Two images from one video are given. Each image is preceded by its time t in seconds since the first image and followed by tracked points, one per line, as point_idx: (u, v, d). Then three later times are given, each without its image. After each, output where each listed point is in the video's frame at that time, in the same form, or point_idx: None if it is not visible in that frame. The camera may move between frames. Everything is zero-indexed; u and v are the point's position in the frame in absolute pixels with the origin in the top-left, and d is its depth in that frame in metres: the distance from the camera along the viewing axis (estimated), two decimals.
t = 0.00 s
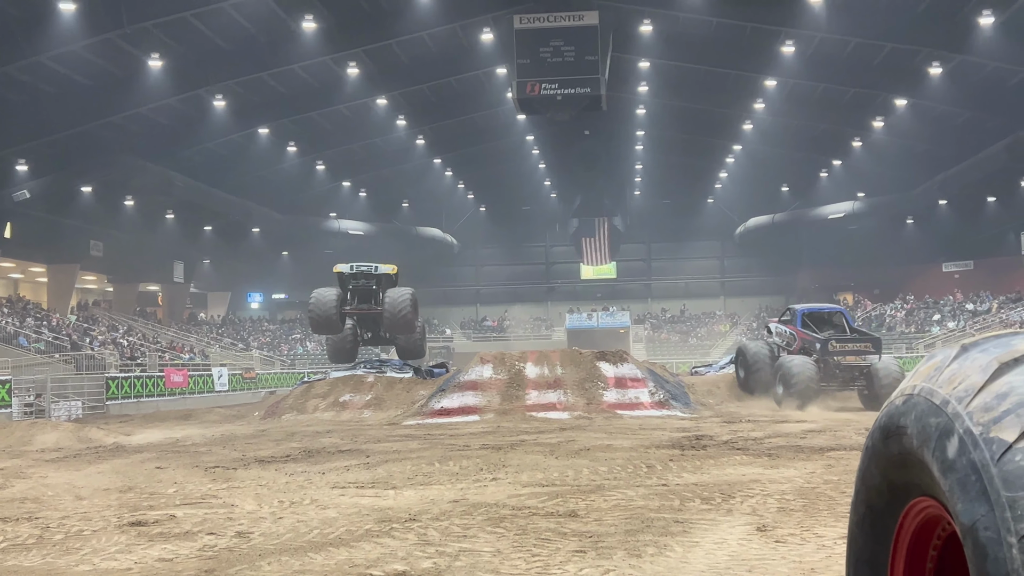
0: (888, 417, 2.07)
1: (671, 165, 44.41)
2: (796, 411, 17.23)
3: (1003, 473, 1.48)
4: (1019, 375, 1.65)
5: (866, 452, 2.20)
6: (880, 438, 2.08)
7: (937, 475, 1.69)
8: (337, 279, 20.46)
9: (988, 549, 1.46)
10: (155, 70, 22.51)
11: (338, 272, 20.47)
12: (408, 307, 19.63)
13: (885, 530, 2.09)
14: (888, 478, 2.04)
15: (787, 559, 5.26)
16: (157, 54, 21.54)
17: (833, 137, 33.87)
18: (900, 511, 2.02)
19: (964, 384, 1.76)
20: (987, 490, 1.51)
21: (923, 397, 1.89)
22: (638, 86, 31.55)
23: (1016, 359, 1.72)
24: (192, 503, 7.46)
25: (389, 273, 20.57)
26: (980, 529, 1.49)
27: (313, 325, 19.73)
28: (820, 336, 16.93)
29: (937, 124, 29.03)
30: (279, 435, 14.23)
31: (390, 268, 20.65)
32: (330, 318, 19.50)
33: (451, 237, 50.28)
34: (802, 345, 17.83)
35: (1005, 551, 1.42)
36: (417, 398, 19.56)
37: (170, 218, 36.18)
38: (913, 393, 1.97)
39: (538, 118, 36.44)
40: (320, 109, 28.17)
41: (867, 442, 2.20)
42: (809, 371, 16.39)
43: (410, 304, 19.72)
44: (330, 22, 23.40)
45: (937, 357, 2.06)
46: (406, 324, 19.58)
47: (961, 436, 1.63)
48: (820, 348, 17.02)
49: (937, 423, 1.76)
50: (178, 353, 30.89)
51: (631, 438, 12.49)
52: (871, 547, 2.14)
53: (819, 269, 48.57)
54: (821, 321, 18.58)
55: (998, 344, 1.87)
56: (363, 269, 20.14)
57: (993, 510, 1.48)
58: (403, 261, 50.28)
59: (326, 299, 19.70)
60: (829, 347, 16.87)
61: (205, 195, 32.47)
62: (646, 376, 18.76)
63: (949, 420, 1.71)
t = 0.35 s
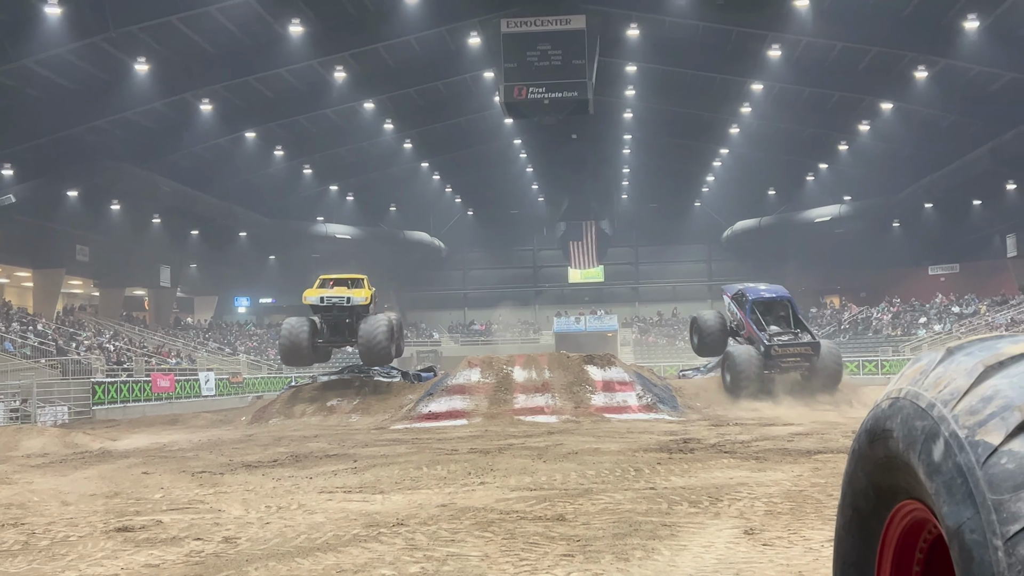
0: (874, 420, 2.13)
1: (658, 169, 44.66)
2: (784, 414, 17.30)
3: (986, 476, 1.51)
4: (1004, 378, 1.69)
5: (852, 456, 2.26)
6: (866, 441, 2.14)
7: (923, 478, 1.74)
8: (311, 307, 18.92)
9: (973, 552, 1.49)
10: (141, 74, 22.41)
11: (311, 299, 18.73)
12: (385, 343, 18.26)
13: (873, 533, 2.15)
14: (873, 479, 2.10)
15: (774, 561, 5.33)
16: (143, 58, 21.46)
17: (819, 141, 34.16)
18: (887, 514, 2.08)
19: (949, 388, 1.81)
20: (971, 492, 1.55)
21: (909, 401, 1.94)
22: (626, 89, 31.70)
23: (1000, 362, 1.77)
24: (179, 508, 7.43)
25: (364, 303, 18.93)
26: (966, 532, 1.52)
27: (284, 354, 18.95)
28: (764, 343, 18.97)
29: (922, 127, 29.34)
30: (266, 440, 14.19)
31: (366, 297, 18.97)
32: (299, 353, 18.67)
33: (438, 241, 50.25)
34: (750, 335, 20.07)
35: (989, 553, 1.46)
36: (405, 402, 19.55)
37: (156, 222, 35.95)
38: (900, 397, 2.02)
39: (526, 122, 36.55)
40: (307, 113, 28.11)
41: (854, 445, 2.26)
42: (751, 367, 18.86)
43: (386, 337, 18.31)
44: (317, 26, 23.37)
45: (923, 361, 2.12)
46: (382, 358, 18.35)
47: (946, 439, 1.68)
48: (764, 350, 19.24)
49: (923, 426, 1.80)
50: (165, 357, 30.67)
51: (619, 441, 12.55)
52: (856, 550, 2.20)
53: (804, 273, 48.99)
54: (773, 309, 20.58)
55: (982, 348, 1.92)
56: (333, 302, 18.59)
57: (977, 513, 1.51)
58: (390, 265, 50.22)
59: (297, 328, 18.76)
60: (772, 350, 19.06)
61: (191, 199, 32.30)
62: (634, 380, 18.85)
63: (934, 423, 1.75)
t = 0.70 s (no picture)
0: (867, 421, 2.15)
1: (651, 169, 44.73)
2: (778, 414, 17.34)
3: (980, 476, 1.53)
4: (996, 379, 1.71)
5: (844, 456, 2.28)
6: (859, 441, 2.16)
7: (916, 478, 1.76)
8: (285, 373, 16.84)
9: (966, 552, 1.51)
10: (133, 75, 22.32)
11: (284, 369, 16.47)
12: (364, 408, 17.07)
13: (866, 534, 2.17)
14: (866, 478, 2.12)
15: (768, 562, 5.36)
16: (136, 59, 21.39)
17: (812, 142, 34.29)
18: (881, 513, 2.10)
19: (942, 388, 1.82)
20: (964, 493, 1.56)
21: (902, 401, 1.96)
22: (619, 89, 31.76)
23: (993, 363, 1.79)
24: (172, 510, 7.41)
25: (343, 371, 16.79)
26: (959, 532, 1.54)
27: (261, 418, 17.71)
28: (718, 304, 21.57)
29: (914, 128, 29.49)
30: (260, 441, 14.14)
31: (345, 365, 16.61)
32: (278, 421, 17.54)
33: (432, 241, 50.21)
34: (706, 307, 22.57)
35: (982, 553, 1.48)
36: (399, 403, 19.53)
37: (149, 223, 35.79)
38: (891, 397, 2.04)
39: (520, 122, 36.56)
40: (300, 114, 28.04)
41: (846, 446, 2.28)
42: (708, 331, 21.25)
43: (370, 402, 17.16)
44: (310, 27, 23.35)
45: (914, 362, 2.14)
46: (362, 415, 17.45)
47: (939, 439, 1.70)
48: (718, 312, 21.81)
49: (915, 426, 1.83)
50: (158, 358, 30.54)
51: (613, 441, 12.57)
52: (849, 551, 2.22)
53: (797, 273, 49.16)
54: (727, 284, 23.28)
55: (974, 349, 1.95)
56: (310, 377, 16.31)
57: (970, 513, 1.53)
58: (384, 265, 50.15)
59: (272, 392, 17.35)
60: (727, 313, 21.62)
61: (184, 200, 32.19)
62: (628, 380, 18.89)
63: (926, 424, 1.78)
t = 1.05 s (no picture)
0: (870, 415, 2.14)
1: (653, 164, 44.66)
2: (780, 409, 17.34)
3: (981, 471, 1.53)
4: (1000, 374, 1.70)
5: (847, 451, 2.27)
6: (862, 436, 2.15)
7: (920, 472, 1.75)
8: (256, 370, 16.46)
9: (970, 546, 1.50)
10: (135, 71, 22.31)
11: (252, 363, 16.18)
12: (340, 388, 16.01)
13: (869, 530, 2.16)
14: (869, 474, 2.11)
15: (771, 556, 5.35)
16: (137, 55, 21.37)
17: (814, 136, 34.18)
18: (884, 508, 2.09)
19: (945, 383, 1.81)
20: (968, 488, 1.55)
21: (905, 396, 1.95)
22: (620, 84, 31.68)
23: (997, 357, 1.77)
24: (175, 505, 7.42)
25: (313, 355, 16.37)
26: (963, 527, 1.54)
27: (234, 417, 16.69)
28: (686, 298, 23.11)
29: (917, 122, 29.38)
30: (263, 437, 14.16)
31: (314, 348, 16.28)
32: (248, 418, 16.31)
33: (433, 237, 50.18)
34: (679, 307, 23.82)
35: (986, 548, 1.47)
36: (401, 398, 19.54)
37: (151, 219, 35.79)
38: (895, 392, 2.03)
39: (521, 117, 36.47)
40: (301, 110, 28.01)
41: (850, 440, 2.26)
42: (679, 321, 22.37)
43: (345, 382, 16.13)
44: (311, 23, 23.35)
45: (918, 356, 2.12)
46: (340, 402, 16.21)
47: (942, 434, 1.69)
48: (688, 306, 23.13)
49: (919, 421, 1.81)
50: (161, 355, 30.57)
51: (615, 436, 12.56)
52: (852, 545, 2.21)
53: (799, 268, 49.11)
54: (698, 293, 28.48)
55: (978, 343, 1.93)
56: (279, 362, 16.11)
57: (974, 509, 1.52)
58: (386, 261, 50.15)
59: (242, 387, 16.41)
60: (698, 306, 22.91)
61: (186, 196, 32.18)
62: (630, 374, 18.90)
63: (930, 418, 1.76)
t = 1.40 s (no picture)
0: (881, 404, 2.09)
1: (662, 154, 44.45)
2: (789, 400, 17.29)
3: (994, 460, 1.48)
4: (1012, 362, 1.65)
5: (857, 441, 2.23)
6: (871, 426, 2.11)
7: (930, 462, 1.71)
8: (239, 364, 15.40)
9: (980, 536, 1.47)
10: (143, 64, 22.33)
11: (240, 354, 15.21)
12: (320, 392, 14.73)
13: (878, 521, 2.13)
14: (879, 463, 2.07)
15: (780, 546, 5.32)
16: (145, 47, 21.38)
17: (824, 125, 33.90)
18: (894, 499, 2.05)
19: (956, 371, 1.77)
20: (980, 477, 1.51)
21: (916, 386, 1.90)
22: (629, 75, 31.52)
23: (1009, 346, 1.73)
24: (185, 496, 7.45)
25: (301, 357, 15.37)
26: (972, 516, 1.50)
27: (207, 414, 15.36)
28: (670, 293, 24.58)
29: (928, 111, 29.08)
30: (272, 427, 14.22)
31: (304, 350, 15.38)
32: (219, 409, 14.80)
33: (442, 229, 50.21)
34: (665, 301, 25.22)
35: (997, 538, 1.43)
36: (410, 389, 19.58)
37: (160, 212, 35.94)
38: (906, 381, 1.98)
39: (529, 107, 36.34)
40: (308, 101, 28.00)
41: (859, 429, 2.22)
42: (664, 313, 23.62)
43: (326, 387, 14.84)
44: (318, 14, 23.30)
45: (929, 345, 2.07)
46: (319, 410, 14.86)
47: (953, 423, 1.64)
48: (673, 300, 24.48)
49: (929, 410, 1.76)
50: (171, 346, 30.76)
51: (624, 427, 12.54)
52: (861, 535, 2.18)
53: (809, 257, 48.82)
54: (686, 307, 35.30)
55: (991, 332, 1.88)
56: (266, 359, 15.09)
57: (985, 498, 1.49)
58: (395, 253, 50.26)
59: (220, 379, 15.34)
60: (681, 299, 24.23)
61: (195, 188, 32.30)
62: (639, 365, 18.86)
63: (941, 408, 1.72)
